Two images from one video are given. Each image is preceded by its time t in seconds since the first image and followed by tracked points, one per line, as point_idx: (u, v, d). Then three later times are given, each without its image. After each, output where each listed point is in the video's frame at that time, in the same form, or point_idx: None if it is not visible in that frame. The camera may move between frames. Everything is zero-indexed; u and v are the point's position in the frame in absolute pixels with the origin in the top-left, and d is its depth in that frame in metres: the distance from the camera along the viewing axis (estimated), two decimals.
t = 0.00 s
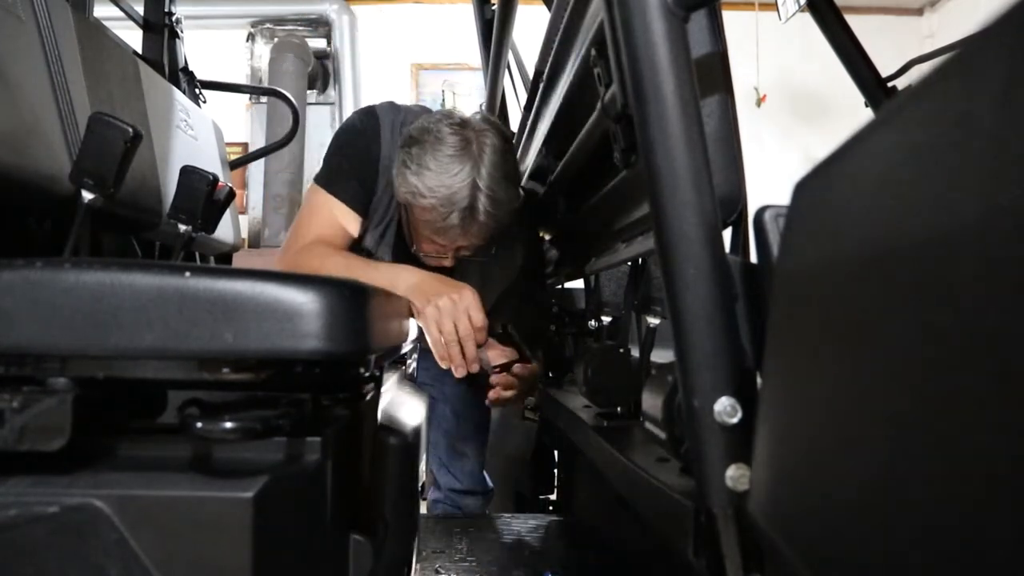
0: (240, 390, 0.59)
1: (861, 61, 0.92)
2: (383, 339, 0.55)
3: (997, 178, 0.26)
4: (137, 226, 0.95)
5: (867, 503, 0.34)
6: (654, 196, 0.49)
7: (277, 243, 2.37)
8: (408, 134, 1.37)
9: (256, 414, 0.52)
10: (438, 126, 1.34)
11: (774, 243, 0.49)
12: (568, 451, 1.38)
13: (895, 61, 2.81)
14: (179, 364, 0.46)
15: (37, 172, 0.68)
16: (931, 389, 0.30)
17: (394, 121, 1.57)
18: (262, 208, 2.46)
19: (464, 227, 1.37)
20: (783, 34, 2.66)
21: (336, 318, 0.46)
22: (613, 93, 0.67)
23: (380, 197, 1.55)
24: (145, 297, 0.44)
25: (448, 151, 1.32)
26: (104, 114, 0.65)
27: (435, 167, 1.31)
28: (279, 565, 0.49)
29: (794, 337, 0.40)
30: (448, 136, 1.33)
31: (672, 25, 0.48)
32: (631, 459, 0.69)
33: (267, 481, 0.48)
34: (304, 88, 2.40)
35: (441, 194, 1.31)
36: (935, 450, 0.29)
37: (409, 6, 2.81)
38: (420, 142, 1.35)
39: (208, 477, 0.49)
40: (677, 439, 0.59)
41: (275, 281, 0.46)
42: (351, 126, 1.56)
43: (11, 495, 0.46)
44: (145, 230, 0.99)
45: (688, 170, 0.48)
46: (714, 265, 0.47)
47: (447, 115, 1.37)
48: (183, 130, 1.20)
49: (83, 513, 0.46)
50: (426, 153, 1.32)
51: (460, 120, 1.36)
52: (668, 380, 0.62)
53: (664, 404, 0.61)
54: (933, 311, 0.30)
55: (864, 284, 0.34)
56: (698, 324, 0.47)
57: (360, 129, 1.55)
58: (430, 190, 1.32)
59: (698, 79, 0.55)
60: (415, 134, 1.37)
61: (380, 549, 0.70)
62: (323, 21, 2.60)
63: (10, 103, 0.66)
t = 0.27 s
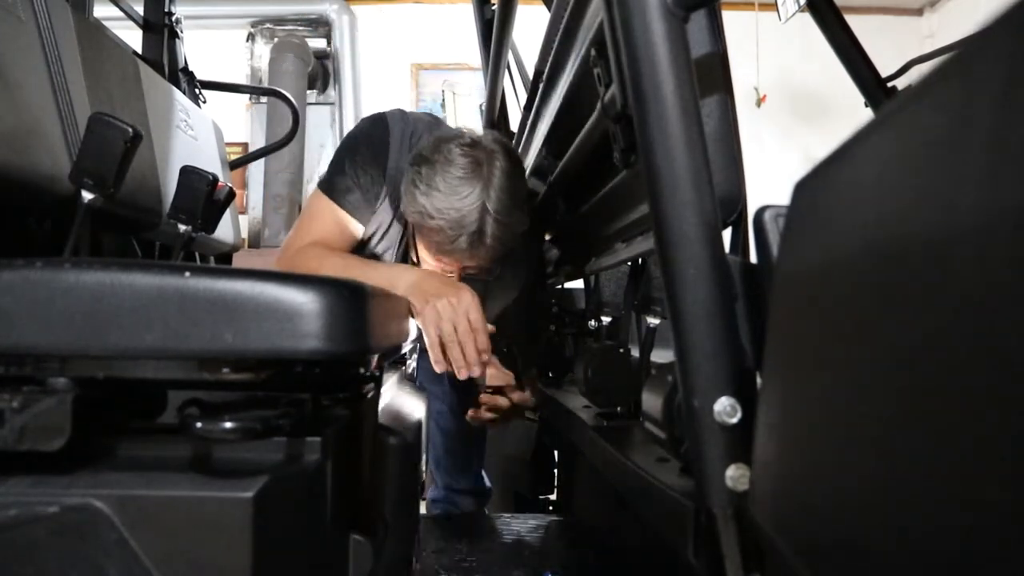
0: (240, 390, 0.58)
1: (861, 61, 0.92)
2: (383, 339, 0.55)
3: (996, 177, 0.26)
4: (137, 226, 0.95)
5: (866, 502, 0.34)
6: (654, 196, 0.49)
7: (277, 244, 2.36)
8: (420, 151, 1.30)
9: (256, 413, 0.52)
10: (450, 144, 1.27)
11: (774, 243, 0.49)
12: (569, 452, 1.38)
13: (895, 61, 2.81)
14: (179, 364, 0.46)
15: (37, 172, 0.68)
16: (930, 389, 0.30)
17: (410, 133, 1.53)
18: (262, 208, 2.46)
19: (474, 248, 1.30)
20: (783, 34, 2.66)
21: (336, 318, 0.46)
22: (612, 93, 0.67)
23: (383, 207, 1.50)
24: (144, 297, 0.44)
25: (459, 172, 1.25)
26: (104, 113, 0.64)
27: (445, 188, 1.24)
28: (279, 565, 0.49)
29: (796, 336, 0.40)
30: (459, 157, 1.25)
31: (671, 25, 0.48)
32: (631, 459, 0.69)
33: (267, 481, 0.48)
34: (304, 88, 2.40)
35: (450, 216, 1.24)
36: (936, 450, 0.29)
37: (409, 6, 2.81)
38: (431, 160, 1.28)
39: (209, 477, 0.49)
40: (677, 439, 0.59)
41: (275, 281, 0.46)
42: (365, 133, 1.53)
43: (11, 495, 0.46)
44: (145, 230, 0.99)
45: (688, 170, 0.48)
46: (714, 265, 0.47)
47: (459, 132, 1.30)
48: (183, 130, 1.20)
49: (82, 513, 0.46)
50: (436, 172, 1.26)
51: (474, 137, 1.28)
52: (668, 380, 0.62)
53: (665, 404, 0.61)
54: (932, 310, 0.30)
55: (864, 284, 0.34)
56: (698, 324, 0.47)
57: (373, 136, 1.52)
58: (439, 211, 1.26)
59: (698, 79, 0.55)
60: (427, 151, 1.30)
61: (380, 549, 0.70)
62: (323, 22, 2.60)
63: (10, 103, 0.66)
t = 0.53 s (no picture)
0: (240, 391, 0.58)
1: (861, 61, 0.92)
2: (383, 340, 0.55)
3: (992, 178, 0.26)
4: (137, 227, 0.95)
5: (865, 502, 0.34)
6: (654, 196, 0.49)
7: (277, 244, 2.36)
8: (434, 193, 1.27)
9: (256, 413, 0.52)
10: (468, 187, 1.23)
11: (774, 243, 0.49)
12: (569, 452, 1.38)
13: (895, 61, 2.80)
14: (179, 364, 0.46)
15: (37, 173, 0.68)
16: (929, 388, 0.30)
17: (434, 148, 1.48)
18: (262, 208, 2.46)
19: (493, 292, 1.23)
20: (783, 34, 2.65)
21: (337, 317, 0.46)
22: (612, 93, 0.67)
23: (396, 220, 1.45)
24: (144, 297, 0.44)
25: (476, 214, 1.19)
26: (103, 113, 0.64)
27: (461, 231, 1.19)
28: (279, 566, 0.49)
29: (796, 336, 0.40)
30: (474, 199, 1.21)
31: (671, 26, 0.48)
32: (631, 459, 0.69)
33: (266, 482, 0.48)
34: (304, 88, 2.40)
35: (469, 259, 1.18)
36: (933, 450, 0.29)
37: (409, 6, 2.81)
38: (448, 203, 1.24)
39: (209, 477, 0.49)
40: (677, 439, 0.59)
41: (275, 281, 0.46)
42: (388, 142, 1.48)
43: (11, 495, 0.46)
44: (145, 231, 0.98)
45: (688, 170, 0.48)
46: (713, 265, 0.47)
47: (475, 175, 1.26)
48: (183, 130, 1.20)
49: (82, 513, 0.46)
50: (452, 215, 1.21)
51: (490, 180, 1.24)
52: (669, 380, 0.62)
53: (665, 404, 0.61)
54: (930, 310, 0.30)
55: (863, 284, 0.34)
56: (698, 324, 0.47)
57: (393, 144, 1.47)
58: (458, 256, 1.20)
59: (698, 79, 0.55)
60: (443, 196, 1.26)
61: (380, 549, 0.70)
62: (323, 22, 2.60)
63: (9, 103, 0.66)
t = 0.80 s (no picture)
0: (240, 391, 0.58)
1: (861, 61, 0.92)
2: (383, 340, 0.55)
3: (991, 178, 0.26)
4: (137, 227, 0.95)
5: (867, 503, 0.34)
6: (654, 195, 0.49)
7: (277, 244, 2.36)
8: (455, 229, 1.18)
9: (256, 413, 0.52)
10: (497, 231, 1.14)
11: (774, 242, 0.49)
12: (569, 452, 1.38)
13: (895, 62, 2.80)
14: (179, 364, 0.46)
15: (37, 172, 0.68)
16: (928, 388, 0.30)
17: (459, 175, 1.47)
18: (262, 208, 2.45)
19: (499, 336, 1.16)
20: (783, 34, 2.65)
21: (337, 317, 0.46)
22: (612, 94, 0.67)
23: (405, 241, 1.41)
24: (144, 297, 0.44)
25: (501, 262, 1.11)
26: (104, 114, 0.64)
27: (486, 274, 1.11)
28: (278, 565, 0.49)
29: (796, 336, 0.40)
30: (500, 242, 1.13)
31: (671, 25, 0.48)
32: (632, 459, 0.69)
33: (267, 482, 0.48)
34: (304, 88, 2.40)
35: (490, 302, 1.11)
36: (933, 450, 0.29)
37: (409, 6, 2.81)
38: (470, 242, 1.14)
39: (209, 477, 0.49)
40: (677, 439, 0.59)
41: (275, 281, 0.46)
42: (410, 157, 1.47)
43: (11, 495, 0.46)
44: (145, 231, 0.98)
45: (688, 170, 0.48)
46: (714, 264, 0.48)
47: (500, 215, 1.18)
48: (183, 130, 1.20)
49: (82, 513, 0.46)
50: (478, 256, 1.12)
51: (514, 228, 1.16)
52: (669, 380, 0.62)
53: (665, 404, 0.61)
54: (930, 309, 0.30)
55: (863, 284, 0.35)
56: (698, 324, 0.47)
57: (419, 160, 1.47)
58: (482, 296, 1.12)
59: (698, 79, 0.55)
60: (467, 230, 1.17)
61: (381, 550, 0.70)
62: (323, 22, 2.60)
63: (9, 103, 0.66)
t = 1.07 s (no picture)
0: (240, 391, 0.58)
1: (860, 60, 0.92)
2: (383, 340, 0.55)
3: (991, 179, 0.26)
4: (137, 227, 0.95)
5: (867, 503, 0.34)
6: (654, 195, 0.49)
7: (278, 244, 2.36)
8: (471, 246, 1.21)
9: (256, 413, 0.52)
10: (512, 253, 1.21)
11: (774, 242, 0.49)
12: (569, 451, 1.38)
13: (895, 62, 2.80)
14: (179, 364, 0.46)
15: (36, 172, 0.68)
16: (929, 387, 0.30)
17: (469, 198, 1.44)
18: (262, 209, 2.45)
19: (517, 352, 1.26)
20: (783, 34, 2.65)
21: (336, 317, 0.46)
22: (612, 94, 0.68)
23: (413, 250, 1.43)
24: (144, 298, 0.44)
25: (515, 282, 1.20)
26: (103, 114, 0.64)
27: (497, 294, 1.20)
28: (279, 565, 0.49)
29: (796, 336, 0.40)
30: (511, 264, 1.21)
31: (671, 26, 0.48)
32: (631, 459, 0.69)
33: (266, 482, 0.48)
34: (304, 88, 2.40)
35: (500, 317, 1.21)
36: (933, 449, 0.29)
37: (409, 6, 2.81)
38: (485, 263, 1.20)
39: (209, 477, 0.49)
40: (677, 440, 0.59)
41: (275, 281, 0.46)
42: (421, 174, 1.42)
43: (9, 495, 0.46)
44: (145, 231, 0.98)
45: (688, 169, 0.48)
46: (714, 264, 0.48)
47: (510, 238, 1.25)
48: (183, 131, 1.20)
49: (81, 514, 0.46)
50: (494, 278, 1.20)
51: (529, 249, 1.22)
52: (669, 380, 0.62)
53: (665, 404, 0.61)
54: (930, 309, 0.30)
55: (862, 284, 0.34)
56: (698, 324, 0.47)
57: (429, 179, 1.42)
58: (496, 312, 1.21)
59: (698, 79, 0.55)
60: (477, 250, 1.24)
61: (381, 550, 0.70)
62: (323, 22, 2.60)
63: (8, 102, 0.66)
